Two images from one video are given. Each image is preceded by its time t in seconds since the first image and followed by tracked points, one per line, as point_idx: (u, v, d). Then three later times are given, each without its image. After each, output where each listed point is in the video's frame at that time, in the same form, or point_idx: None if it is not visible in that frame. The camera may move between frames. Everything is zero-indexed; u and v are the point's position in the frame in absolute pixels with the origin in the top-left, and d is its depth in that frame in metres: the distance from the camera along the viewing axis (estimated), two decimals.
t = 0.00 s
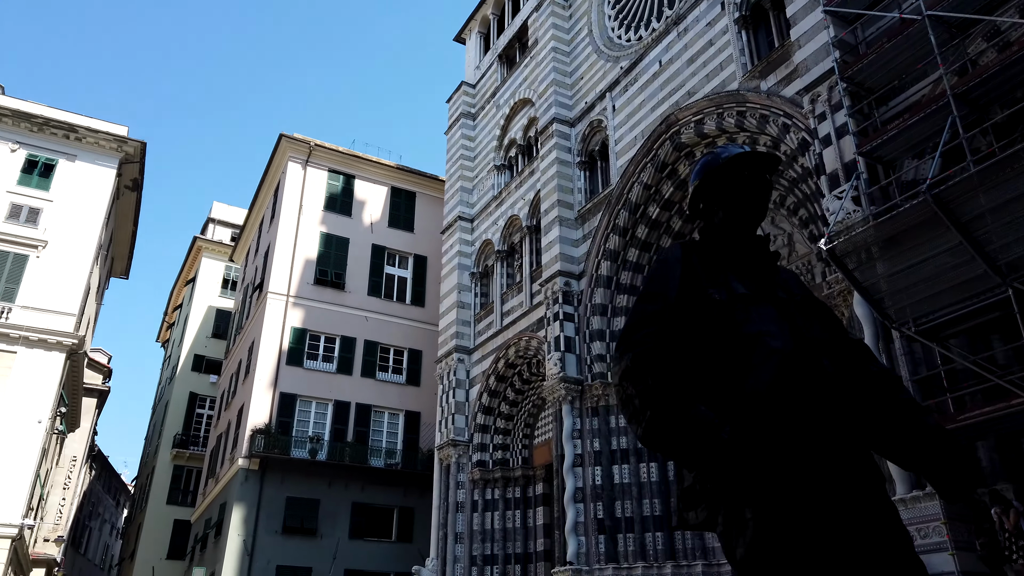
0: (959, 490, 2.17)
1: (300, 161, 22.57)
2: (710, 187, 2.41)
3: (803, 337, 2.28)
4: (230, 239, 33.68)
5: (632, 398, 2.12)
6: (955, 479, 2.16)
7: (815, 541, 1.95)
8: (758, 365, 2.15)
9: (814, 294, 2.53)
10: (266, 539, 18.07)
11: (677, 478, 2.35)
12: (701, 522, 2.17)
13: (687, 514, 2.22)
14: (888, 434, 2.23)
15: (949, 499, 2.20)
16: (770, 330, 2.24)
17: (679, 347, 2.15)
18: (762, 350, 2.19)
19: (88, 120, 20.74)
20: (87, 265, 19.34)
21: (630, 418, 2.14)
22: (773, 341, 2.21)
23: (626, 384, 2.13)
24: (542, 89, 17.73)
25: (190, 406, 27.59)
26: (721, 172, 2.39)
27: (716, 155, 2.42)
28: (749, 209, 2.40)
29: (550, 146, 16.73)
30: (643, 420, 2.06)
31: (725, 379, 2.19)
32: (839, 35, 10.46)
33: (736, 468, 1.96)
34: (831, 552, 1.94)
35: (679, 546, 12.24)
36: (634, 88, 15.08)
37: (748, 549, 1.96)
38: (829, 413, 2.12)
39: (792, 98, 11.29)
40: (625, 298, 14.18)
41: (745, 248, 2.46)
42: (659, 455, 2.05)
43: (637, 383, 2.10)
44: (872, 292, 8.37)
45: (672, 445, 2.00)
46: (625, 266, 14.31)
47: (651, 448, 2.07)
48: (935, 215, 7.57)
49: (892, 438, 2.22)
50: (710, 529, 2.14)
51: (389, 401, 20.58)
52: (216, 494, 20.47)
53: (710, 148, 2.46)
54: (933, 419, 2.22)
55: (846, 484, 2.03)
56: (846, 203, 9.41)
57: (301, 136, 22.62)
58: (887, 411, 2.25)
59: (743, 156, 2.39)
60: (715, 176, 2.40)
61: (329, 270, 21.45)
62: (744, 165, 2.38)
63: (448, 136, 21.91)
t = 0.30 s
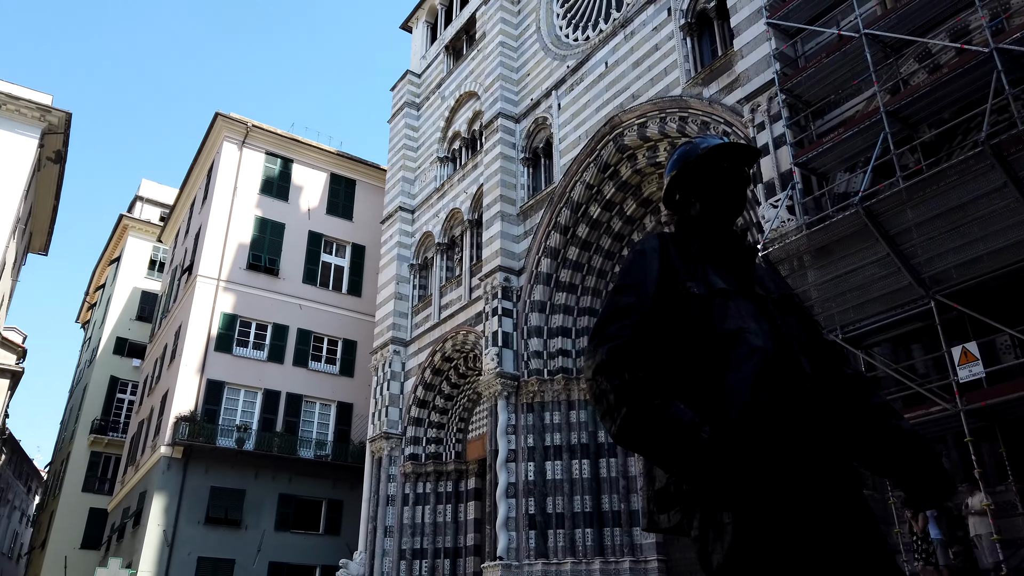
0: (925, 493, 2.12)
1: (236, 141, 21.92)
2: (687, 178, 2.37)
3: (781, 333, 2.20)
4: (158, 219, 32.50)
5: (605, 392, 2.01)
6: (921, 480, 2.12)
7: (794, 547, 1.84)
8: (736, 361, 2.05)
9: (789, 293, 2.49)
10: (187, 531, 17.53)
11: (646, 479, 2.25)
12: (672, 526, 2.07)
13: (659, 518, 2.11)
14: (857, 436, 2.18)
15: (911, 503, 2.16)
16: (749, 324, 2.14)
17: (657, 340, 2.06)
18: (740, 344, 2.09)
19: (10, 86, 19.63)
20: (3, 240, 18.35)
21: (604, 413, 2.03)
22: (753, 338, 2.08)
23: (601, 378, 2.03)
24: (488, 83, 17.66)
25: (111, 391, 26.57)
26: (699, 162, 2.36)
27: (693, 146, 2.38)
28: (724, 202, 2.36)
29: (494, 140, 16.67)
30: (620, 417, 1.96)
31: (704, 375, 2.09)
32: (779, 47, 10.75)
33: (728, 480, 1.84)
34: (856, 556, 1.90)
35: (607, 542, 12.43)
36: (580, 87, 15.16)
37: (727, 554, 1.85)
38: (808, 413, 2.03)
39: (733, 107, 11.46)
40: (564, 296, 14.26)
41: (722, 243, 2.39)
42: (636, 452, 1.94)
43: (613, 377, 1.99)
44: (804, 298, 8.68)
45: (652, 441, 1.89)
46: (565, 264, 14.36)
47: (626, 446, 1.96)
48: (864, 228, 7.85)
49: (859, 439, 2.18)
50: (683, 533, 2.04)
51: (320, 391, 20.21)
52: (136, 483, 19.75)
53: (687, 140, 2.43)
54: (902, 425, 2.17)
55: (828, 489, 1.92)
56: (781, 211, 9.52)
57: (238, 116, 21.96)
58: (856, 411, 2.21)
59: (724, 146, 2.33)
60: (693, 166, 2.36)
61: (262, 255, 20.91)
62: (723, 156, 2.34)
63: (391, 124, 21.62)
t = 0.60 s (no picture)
0: (943, 487, 2.21)
1: (206, 131, 21.54)
2: (690, 155, 2.44)
3: (789, 316, 2.24)
4: (124, 208, 31.80)
5: (609, 373, 2.04)
6: (939, 475, 2.20)
7: (810, 535, 1.87)
8: (746, 345, 2.09)
9: (795, 275, 2.62)
10: (148, 526, 17.19)
11: (650, 471, 2.26)
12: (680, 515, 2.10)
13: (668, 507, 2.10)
14: (870, 427, 2.28)
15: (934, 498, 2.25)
16: (759, 306, 2.18)
17: (660, 321, 2.08)
18: (752, 326, 2.13)
19: None
20: None
21: (606, 396, 2.05)
22: (765, 318, 2.14)
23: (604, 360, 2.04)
24: (464, 79, 17.54)
25: (72, 383, 25.99)
26: (702, 138, 2.42)
27: (699, 119, 2.44)
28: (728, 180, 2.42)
29: (470, 136, 16.58)
30: (623, 401, 1.97)
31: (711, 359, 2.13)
32: (755, 50, 10.80)
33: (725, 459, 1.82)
34: (866, 543, 1.92)
35: (576, 540, 12.44)
36: (556, 85, 15.13)
37: (736, 548, 1.86)
38: (821, 398, 2.07)
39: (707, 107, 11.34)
40: (537, 294, 14.23)
41: (727, 224, 2.46)
42: (640, 439, 1.95)
43: (616, 358, 2.01)
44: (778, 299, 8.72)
45: (654, 427, 1.90)
46: (539, 261, 14.33)
47: (628, 429, 1.98)
48: (837, 229, 7.93)
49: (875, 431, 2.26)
50: (694, 522, 2.04)
51: (288, 386, 19.97)
52: (96, 477, 19.34)
53: (693, 113, 2.49)
54: (915, 416, 2.24)
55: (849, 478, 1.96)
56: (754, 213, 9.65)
57: (208, 105, 21.58)
58: (871, 402, 2.30)
59: (723, 121, 2.40)
60: (696, 142, 2.43)
61: (231, 247, 20.57)
62: (725, 133, 2.41)
63: (365, 118, 21.42)
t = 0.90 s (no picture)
0: (953, 496, 2.22)
1: (175, 122, 21.15)
2: (693, 145, 2.43)
3: (796, 314, 2.22)
4: (90, 198, 31.15)
5: (611, 371, 1.99)
6: (947, 484, 2.21)
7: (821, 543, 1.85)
8: (755, 344, 2.07)
9: (801, 272, 2.62)
10: (109, 524, 16.82)
11: (649, 476, 2.24)
12: (681, 522, 2.07)
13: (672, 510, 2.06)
14: (880, 430, 2.29)
15: (941, 508, 2.27)
16: (767, 303, 2.15)
17: (664, 316, 2.06)
18: (760, 323, 2.10)
19: None
20: None
21: (606, 395, 2.02)
22: (774, 316, 2.11)
23: (603, 357, 2.01)
24: (440, 76, 17.43)
25: (32, 376, 25.41)
26: (705, 127, 2.41)
27: (702, 107, 2.43)
28: (731, 172, 2.40)
29: (445, 134, 16.48)
30: (625, 401, 1.94)
31: (717, 358, 2.10)
32: (732, 55, 10.86)
33: (733, 463, 1.78)
34: (874, 548, 1.89)
35: (545, 542, 12.43)
36: (533, 85, 15.10)
37: (742, 559, 1.83)
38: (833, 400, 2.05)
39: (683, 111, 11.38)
40: (511, 294, 14.22)
41: (730, 217, 2.45)
42: (643, 441, 1.91)
43: (618, 354, 1.98)
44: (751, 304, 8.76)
45: (658, 428, 1.88)
46: (513, 261, 14.29)
47: (629, 431, 1.94)
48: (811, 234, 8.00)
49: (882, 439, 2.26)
50: (697, 527, 2.00)
51: (256, 383, 19.69)
52: (56, 473, 18.88)
53: (696, 101, 2.47)
54: (922, 422, 2.25)
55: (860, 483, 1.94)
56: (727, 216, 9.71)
57: (179, 96, 21.20)
58: (879, 406, 2.30)
59: (727, 110, 2.38)
60: (699, 130, 2.41)
61: (200, 241, 20.21)
62: (729, 122, 2.39)
63: (340, 113, 21.20)
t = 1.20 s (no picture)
0: (938, 498, 2.26)
1: (150, 117, 20.85)
2: (681, 143, 2.43)
3: (785, 314, 2.22)
4: (60, 193, 30.63)
5: (599, 371, 1.98)
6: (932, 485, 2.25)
7: (810, 545, 1.86)
8: (743, 344, 2.06)
9: (788, 273, 2.64)
10: (75, 524, 16.51)
11: (634, 477, 2.22)
12: (669, 523, 2.05)
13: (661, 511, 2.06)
14: (867, 431, 2.30)
15: (927, 511, 2.29)
16: (756, 304, 2.15)
17: (653, 315, 2.06)
18: (750, 324, 2.10)
19: None
20: None
21: (593, 395, 2.00)
22: (765, 317, 2.11)
23: (591, 355, 2.00)
24: (420, 76, 17.38)
25: None
26: (695, 126, 2.40)
27: (691, 106, 2.42)
28: (719, 171, 2.39)
29: (424, 134, 16.43)
30: (611, 401, 1.93)
31: (706, 358, 2.10)
32: (711, 61, 10.94)
33: (721, 464, 1.78)
34: (860, 552, 1.90)
35: (518, 544, 12.41)
36: (513, 87, 15.11)
37: (731, 562, 1.82)
38: (824, 402, 2.04)
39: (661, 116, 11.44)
40: (487, 295, 14.21)
41: (717, 217, 2.46)
42: (630, 442, 1.89)
43: (607, 353, 1.96)
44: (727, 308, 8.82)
45: (646, 428, 1.86)
46: (490, 263, 14.28)
47: (617, 432, 1.92)
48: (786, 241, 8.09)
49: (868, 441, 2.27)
50: (685, 528, 2.00)
51: (229, 382, 19.46)
52: (21, 472, 18.50)
53: (685, 100, 2.47)
54: (907, 425, 2.27)
55: (849, 484, 1.94)
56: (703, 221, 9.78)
57: (154, 91, 20.90)
58: (864, 408, 2.32)
59: (715, 109, 2.37)
60: (688, 128, 2.41)
61: (173, 238, 19.93)
62: (718, 121, 2.39)
63: (318, 111, 21.05)
